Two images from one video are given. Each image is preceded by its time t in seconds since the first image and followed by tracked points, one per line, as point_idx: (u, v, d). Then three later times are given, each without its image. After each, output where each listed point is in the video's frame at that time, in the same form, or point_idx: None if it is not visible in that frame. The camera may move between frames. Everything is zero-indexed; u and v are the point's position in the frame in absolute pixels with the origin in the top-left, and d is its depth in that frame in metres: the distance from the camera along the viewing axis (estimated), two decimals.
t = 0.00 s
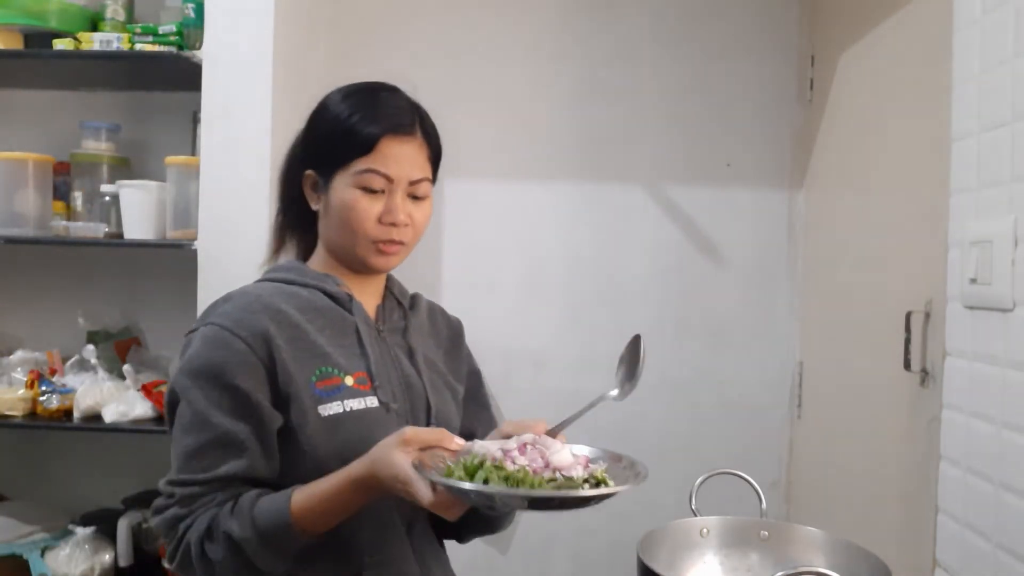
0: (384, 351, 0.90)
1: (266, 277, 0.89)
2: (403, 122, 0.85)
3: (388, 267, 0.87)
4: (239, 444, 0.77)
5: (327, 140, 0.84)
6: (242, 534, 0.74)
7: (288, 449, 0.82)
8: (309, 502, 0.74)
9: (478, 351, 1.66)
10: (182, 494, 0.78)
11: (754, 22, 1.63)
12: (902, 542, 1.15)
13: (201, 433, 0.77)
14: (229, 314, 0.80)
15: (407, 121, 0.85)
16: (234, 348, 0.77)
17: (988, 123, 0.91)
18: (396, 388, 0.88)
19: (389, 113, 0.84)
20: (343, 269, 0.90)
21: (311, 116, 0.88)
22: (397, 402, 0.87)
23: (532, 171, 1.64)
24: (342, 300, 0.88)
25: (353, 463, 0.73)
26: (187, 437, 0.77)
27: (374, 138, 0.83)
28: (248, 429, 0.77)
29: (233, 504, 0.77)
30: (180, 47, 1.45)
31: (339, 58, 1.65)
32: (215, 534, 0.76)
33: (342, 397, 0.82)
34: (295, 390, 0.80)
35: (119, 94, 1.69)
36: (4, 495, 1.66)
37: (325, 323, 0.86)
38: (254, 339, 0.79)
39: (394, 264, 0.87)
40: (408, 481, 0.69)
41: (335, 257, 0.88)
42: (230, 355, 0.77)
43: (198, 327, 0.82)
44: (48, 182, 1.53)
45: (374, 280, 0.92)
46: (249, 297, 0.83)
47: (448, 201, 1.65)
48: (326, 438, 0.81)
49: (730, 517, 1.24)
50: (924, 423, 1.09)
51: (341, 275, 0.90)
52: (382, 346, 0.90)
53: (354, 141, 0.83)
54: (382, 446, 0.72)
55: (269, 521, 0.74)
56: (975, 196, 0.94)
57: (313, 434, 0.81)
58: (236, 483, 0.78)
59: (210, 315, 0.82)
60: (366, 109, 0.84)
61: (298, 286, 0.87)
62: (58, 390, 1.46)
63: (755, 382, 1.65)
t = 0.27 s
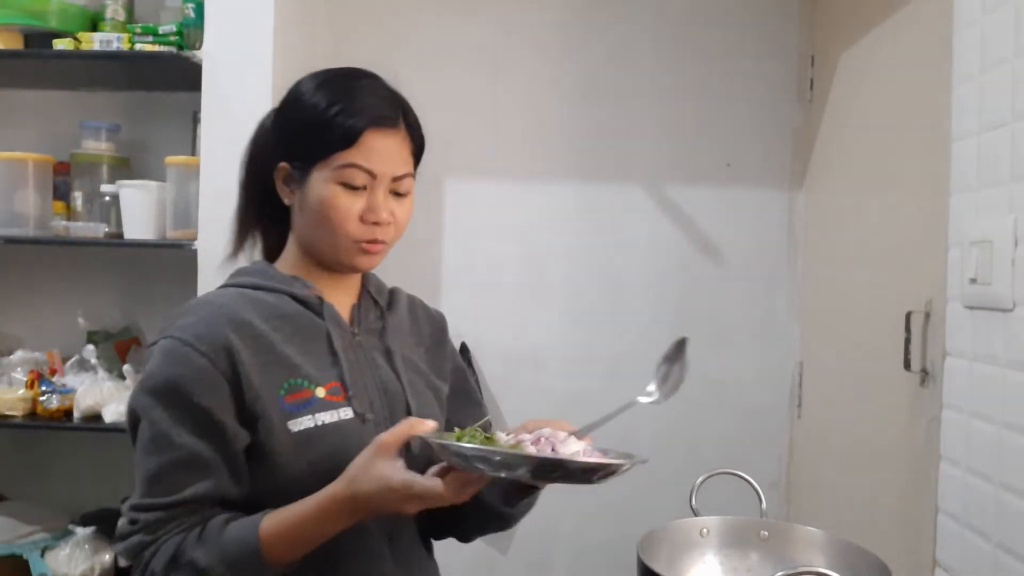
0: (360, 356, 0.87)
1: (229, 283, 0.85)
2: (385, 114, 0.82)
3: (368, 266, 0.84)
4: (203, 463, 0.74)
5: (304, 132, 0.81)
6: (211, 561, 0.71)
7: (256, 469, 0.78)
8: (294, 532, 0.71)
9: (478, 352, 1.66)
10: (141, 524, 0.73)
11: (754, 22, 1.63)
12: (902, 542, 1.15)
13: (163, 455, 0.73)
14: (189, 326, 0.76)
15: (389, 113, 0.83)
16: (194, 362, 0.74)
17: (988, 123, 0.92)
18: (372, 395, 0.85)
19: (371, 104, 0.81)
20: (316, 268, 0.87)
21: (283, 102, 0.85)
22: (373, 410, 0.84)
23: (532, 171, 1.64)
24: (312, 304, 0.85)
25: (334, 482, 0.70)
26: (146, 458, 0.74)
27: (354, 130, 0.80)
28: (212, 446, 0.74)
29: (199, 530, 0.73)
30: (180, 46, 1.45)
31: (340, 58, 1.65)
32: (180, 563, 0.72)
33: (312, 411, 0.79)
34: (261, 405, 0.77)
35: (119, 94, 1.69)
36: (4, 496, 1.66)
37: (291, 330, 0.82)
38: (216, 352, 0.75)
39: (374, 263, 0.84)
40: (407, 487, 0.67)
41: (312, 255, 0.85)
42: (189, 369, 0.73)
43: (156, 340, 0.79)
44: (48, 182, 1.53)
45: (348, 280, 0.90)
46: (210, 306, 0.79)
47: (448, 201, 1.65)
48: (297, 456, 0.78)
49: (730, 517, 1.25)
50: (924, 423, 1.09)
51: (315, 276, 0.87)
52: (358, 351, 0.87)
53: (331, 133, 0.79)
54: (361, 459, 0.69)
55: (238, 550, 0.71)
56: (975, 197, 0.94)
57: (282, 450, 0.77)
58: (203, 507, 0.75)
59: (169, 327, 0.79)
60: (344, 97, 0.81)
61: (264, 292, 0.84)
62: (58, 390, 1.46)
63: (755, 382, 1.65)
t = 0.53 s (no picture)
0: (337, 361, 0.88)
1: (196, 287, 0.84)
2: (371, 112, 0.82)
3: (351, 267, 0.85)
4: (178, 477, 0.73)
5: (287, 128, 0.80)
6: None
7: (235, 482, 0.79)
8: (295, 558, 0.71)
9: (477, 351, 1.66)
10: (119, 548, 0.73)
11: (755, 21, 1.63)
12: (902, 542, 1.15)
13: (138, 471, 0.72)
14: (157, 336, 0.76)
15: (375, 111, 0.83)
16: (165, 374, 0.73)
17: (987, 123, 0.92)
18: (351, 399, 0.86)
19: (357, 102, 0.81)
20: (291, 267, 0.88)
21: (261, 93, 0.83)
22: (351, 415, 0.85)
23: (532, 171, 1.64)
24: (285, 308, 0.86)
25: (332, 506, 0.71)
26: (118, 477, 0.73)
27: (339, 128, 0.79)
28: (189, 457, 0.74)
29: (185, 551, 0.74)
30: (180, 47, 1.45)
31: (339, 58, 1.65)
32: None
33: (289, 420, 0.80)
34: (237, 417, 0.77)
35: (119, 94, 1.69)
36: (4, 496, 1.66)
37: (265, 337, 0.83)
38: (188, 362, 0.75)
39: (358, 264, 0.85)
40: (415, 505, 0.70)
41: (292, 255, 0.85)
42: (161, 382, 0.73)
43: (120, 351, 0.77)
44: (48, 181, 1.53)
45: (321, 280, 0.90)
46: (177, 313, 0.78)
47: (448, 200, 1.65)
48: (275, 468, 0.79)
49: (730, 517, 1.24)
50: (924, 424, 1.09)
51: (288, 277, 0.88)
52: (335, 356, 0.88)
53: (315, 131, 0.79)
54: (359, 480, 0.70)
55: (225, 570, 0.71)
56: (975, 197, 0.94)
57: (261, 462, 0.78)
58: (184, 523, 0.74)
59: (134, 336, 0.78)
60: (328, 93, 0.80)
61: (235, 298, 0.83)
62: (58, 390, 1.46)
63: (754, 382, 1.65)
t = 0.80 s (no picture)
0: (333, 365, 0.89)
1: (183, 290, 0.82)
2: (370, 112, 0.82)
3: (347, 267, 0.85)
4: (186, 488, 0.73)
5: (285, 127, 0.80)
6: None
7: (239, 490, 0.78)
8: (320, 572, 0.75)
9: (477, 351, 1.66)
10: (131, 568, 0.71)
11: (755, 22, 1.63)
12: (902, 541, 1.15)
13: (144, 486, 0.71)
14: (156, 344, 0.74)
15: (374, 111, 0.83)
16: (171, 384, 0.72)
17: (988, 123, 0.92)
18: (347, 404, 0.88)
19: (357, 102, 0.81)
20: (282, 267, 0.87)
21: (253, 90, 0.82)
22: (348, 420, 0.87)
23: (532, 171, 1.64)
24: (280, 312, 0.86)
25: (365, 525, 0.75)
26: (122, 493, 0.71)
27: (340, 129, 0.79)
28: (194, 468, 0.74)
29: (205, 565, 0.74)
30: (180, 46, 1.45)
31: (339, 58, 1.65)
32: None
33: (292, 427, 0.80)
34: (243, 426, 0.77)
35: (119, 94, 1.69)
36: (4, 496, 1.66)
37: (263, 341, 0.83)
38: (191, 369, 0.74)
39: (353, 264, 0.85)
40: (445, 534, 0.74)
41: (287, 255, 0.85)
42: (167, 393, 0.72)
43: (112, 360, 0.75)
44: (47, 181, 1.53)
45: (308, 280, 0.91)
46: (173, 318, 0.77)
47: (448, 201, 1.65)
48: (279, 476, 0.79)
49: (730, 517, 1.24)
50: (924, 424, 1.09)
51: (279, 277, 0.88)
52: (330, 360, 0.89)
53: (315, 131, 0.79)
54: (397, 504, 0.75)
55: None
56: (975, 197, 0.94)
57: (267, 470, 0.78)
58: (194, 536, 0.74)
59: (126, 343, 0.75)
60: (326, 92, 0.80)
61: (230, 301, 0.82)
62: (58, 390, 1.46)
63: (754, 383, 1.65)
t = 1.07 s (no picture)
0: (355, 362, 0.90)
1: (207, 290, 0.82)
2: (385, 113, 0.83)
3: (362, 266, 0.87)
4: (225, 485, 0.73)
5: (302, 130, 0.80)
6: None
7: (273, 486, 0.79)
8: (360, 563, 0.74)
9: (478, 351, 1.66)
10: (176, 566, 0.71)
11: (755, 21, 1.63)
12: (902, 542, 1.15)
13: (183, 484, 0.71)
14: (190, 343, 0.74)
15: (388, 112, 0.84)
16: (208, 382, 0.72)
17: (987, 123, 0.92)
18: (369, 401, 0.89)
19: (372, 104, 0.82)
20: (300, 267, 0.88)
21: (265, 93, 0.82)
22: (371, 416, 0.87)
23: (532, 171, 1.64)
24: (303, 311, 0.86)
25: (408, 512, 0.76)
26: (162, 493, 0.71)
27: (358, 131, 0.80)
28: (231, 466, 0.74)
29: (247, 560, 0.74)
30: (180, 46, 1.45)
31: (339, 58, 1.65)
32: None
33: (322, 423, 0.81)
34: (277, 424, 0.77)
35: (119, 95, 1.69)
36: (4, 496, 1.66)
37: (289, 340, 0.83)
38: (227, 368, 0.74)
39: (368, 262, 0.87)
40: (487, 521, 0.75)
41: (302, 255, 0.85)
42: (205, 391, 0.72)
43: (143, 361, 0.75)
44: (47, 181, 1.53)
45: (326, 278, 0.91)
46: (205, 318, 0.77)
47: (448, 201, 1.65)
48: (312, 471, 0.80)
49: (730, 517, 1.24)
50: (924, 424, 1.09)
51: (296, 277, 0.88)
52: (350, 357, 0.90)
53: (333, 134, 0.79)
54: (441, 492, 0.77)
55: None
56: (975, 196, 0.94)
57: (300, 466, 0.79)
58: (234, 535, 0.74)
59: (157, 344, 0.75)
60: (340, 95, 0.80)
61: (255, 302, 0.82)
62: (58, 390, 1.46)
63: (754, 383, 1.65)
